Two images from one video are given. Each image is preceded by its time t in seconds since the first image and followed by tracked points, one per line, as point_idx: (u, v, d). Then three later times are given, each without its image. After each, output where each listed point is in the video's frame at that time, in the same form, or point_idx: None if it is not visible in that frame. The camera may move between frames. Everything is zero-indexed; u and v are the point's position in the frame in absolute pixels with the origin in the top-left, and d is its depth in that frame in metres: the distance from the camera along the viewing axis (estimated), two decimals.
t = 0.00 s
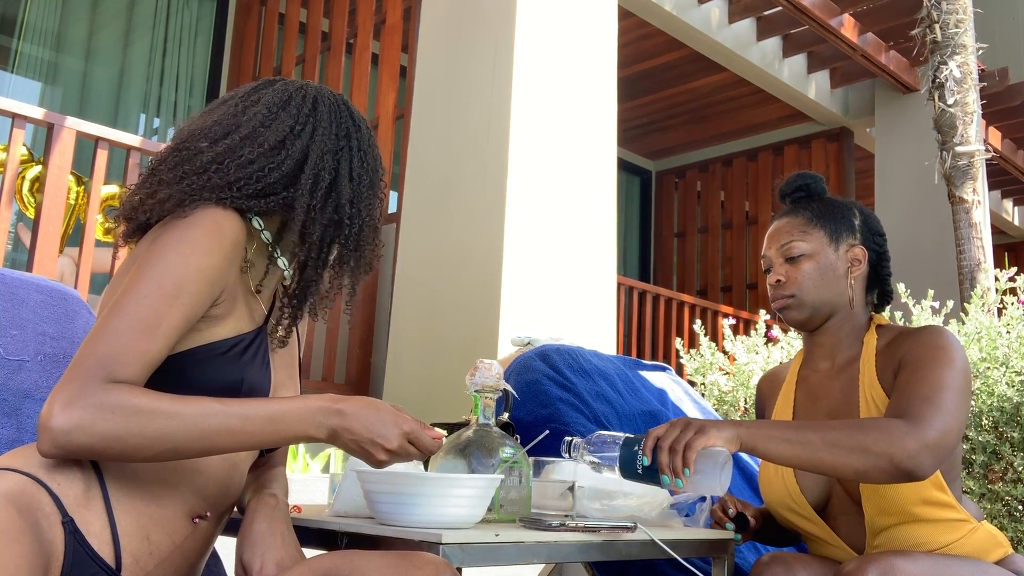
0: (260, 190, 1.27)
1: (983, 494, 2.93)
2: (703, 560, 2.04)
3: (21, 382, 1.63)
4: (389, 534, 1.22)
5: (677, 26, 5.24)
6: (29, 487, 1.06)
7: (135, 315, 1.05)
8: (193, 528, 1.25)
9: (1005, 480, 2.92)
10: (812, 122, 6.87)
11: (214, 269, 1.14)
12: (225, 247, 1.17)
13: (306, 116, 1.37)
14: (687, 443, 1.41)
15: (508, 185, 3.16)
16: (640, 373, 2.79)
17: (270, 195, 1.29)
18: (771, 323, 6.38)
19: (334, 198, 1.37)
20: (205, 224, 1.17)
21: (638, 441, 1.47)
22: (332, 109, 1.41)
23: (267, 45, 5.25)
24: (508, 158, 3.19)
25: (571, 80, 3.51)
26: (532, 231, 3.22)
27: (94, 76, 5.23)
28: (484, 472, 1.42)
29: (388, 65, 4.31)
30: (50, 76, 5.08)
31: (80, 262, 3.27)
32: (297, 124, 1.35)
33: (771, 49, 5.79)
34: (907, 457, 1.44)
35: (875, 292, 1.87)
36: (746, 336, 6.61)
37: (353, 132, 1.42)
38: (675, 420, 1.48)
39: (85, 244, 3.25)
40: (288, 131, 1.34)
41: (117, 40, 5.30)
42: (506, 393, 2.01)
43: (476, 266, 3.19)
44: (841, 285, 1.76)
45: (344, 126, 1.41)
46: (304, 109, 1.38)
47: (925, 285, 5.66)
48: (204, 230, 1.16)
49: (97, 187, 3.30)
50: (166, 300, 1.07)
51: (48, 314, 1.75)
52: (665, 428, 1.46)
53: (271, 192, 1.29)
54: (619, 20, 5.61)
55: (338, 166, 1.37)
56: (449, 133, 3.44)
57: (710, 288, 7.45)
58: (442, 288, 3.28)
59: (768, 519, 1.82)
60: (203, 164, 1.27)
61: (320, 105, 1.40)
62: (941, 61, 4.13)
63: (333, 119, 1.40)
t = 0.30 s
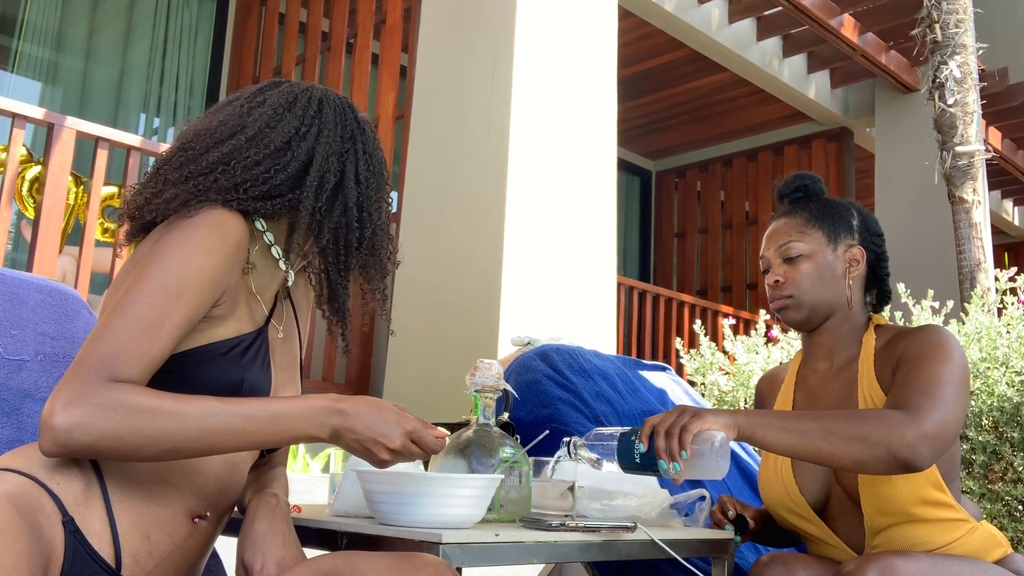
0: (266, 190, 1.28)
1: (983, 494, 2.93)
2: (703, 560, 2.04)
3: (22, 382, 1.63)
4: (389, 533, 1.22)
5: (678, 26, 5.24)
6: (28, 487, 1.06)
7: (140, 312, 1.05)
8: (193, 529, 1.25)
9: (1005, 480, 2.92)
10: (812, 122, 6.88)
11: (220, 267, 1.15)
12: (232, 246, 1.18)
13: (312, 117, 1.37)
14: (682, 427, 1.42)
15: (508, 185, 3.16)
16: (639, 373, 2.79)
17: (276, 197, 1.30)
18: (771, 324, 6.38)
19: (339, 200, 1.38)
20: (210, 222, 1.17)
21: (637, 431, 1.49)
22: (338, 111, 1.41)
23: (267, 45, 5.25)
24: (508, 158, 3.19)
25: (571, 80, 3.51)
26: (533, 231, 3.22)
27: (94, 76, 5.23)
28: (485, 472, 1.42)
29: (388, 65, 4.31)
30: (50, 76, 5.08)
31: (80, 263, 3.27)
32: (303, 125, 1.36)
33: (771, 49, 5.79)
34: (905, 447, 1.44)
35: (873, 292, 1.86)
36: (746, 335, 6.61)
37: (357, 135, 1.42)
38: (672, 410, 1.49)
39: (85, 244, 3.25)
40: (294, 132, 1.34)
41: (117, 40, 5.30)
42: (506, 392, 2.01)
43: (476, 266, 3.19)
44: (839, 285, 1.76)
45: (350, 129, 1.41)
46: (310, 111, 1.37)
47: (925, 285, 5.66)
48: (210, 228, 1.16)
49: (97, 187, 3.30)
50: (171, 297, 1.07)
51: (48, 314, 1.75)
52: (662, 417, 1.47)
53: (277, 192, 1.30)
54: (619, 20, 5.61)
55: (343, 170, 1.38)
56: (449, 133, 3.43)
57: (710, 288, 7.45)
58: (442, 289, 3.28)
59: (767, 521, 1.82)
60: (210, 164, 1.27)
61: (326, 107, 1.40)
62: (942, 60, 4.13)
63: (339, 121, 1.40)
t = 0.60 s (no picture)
0: (263, 217, 1.35)
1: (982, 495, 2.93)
2: (703, 560, 2.04)
3: (21, 383, 1.63)
4: (389, 534, 1.22)
5: (677, 26, 5.25)
6: (17, 493, 1.10)
7: (184, 293, 1.15)
8: (184, 526, 1.26)
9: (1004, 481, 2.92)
10: (812, 122, 6.90)
11: (226, 279, 1.23)
12: (232, 266, 1.24)
13: (317, 145, 1.44)
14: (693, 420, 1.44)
15: (508, 186, 3.16)
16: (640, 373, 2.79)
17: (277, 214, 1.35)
18: (770, 324, 6.37)
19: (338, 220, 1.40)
20: (214, 240, 1.24)
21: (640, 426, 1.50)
22: (345, 139, 1.47)
23: (267, 45, 5.24)
24: (507, 159, 3.19)
25: (570, 79, 3.50)
26: (532, 231, 3.22)
27: (93, 75, 5.23)
28: (484, 471, 1.42)
29: (388, 65, 4.30)
30: (50, 76, 5.09)
31: (79, 263, 3.27)
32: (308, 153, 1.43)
33: (770, 49, 5.79)
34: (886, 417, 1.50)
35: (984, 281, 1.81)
36: (745, 335, 6.61)
37: (364, 160, 1.45)
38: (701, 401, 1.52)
39: (85, 245, 3.25)
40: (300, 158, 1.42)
41: (116, 40, 5.30)
42: (506, 392, 2.01)
43: (476, 265, 3.19)
44: (957, 293, 1.70)
45: (355, 153, 1.45)
46: (314, 138, 1.45)
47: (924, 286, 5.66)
48: (220, 246, 1.24)
49: (97, 186, 3.30)
50: (202, 281, 1.18)
51: (48, 314, 1.75)
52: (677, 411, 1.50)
53: (277, 219, 1.35)
54: (618, 20, 5.61)
55: (341, 189, 1.41)
56: (449, 133, 3.43)
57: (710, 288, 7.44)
58: (441, 290, 3.29)
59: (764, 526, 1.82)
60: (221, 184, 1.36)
61: (331, 135, 1.47)
62: (942, 60, 4.12)
63: (343, 146, 1.45)
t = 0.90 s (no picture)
0: (262, 217, 1.35)
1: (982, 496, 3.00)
2: (704, 560, 2.05)
3: (21, 382, 1.63)
4: (389, 534, 1.22)
5: (678, 26, 5.25)
6: (17, 493, 1.10)
7: (185, 291, 1.15)
8: (184, 526, 1.26)
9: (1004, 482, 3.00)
10: (811, 122, 6.90)
11: (228, 277, 1.23)
12: (232, 265, 1.24)
13: (313, 144, 1.44)
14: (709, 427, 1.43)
15: (508, 185, 3.16)
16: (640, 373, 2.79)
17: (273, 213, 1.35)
18: (771, 324, 6.37)
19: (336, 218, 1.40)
20: (215, 240, 1.24)
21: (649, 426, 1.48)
22: (342, 138, 1.47)
23: (267, 45, 5.24)
24: (508, 159, 3.19)
25: (569, 79, 3.51)
26: (533, 232, 3.22)
27: (94, 75, 5.23)
28: (484, 471, 1.42)
29: (388, 64, 4.30)
30: (50, 76, 5.09)
31: (79, 263, 3.27)
32: (305, 152, 1.43)
33: (770, 49, 5.79)
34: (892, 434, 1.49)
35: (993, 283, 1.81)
36: (746, 336, 6.60)
37: (362, 158, 1.46)
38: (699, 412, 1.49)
39: (85, 244, 3.25)
40: (295, 158, 1.42)
41: (116, 39, 5.30)
42: (506, 392, 2.01)
43: (477, 265, 3.19)
44: (966, 294, 1.70)
45: (352, 151, 1.45)
46: (311, 138, 1.45)
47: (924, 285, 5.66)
48: (222, 245, 1.24)
49: (97, 186, 3.30)
50: (204, 280, 1.18)
51: (47, 314, 1.75)
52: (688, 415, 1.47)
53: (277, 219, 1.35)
54: (619, 20, 5.61)
55: (339, 188, 1.41)
56: (449, 133, 3.43)
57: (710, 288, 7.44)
58: (442, 289, 3.29)
59: (761, 533, 1.80)
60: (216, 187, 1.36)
61: (328, 135, 1.47)
62: (941, 60, 4.12)
63: (340, 145, 1.45)
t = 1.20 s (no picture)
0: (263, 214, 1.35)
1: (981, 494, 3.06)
2: (704, 560, 2.05)
3: (21, 382, 1.63)
4: (388, 534, 1.22)
5: (678, 26, 5.25)
6: (18, 492, 1.10)
7: (183, 279, 1.16)
8: (184, 526, 1.26)
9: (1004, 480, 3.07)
10: (811, 122, 6.90)
11: (231, 270, 1.24)
12: (231, 262, 1.25)
13: (309, 142, 1.44)
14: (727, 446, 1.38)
15: (508, 185, 3.16)
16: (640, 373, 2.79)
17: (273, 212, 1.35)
18: (771, 324, 6.37)
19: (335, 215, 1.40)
20: (213, 238, 1.24)
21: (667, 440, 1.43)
22: (337, 135, 1.47)
23: (267, 44, 5.25)
24: (508, 159, 3.19)
25: (569, 79, 3.50)
26: (532, 232, 3.22)
27: (93, 75, 5.23)
28: (484, 471, 1.42)
29: (388, 64, 4.30)
30: (50, 76, 5.09)
31: (80, 262, 3.27)
32: (301, 150, 1.43)
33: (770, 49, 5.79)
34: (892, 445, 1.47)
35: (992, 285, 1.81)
36: (746, 335, 6.60)
37: (358, 155, 1.46)
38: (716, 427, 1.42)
39: (85, 244, 3.25)
40: (292, 156, 1.42)
41: (116, 39, 5.30)
42: (506, 392, 2.01)
43: (477, 263, 3.19)
44: (965, 293, 1.71)
45: (348, 148, 1.46)
46: (306, 136, 1.45)
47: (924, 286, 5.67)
48: (222, 242, 1.25)
49: (97, 186, 3.30)
50: (201, 271, 1.19)
51: (48, 314, 1.75)
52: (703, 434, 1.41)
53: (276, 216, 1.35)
54: (619, 20, 5.61)
55: (336, 185, 1.41)
56: (448, 133, 3.43)
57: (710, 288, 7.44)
58: (442, 290, 3.28)
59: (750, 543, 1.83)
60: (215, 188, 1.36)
61: (324, 132, 1.47)
62: (941, 60, 4.12)
63: (335, 142, 1.45)
